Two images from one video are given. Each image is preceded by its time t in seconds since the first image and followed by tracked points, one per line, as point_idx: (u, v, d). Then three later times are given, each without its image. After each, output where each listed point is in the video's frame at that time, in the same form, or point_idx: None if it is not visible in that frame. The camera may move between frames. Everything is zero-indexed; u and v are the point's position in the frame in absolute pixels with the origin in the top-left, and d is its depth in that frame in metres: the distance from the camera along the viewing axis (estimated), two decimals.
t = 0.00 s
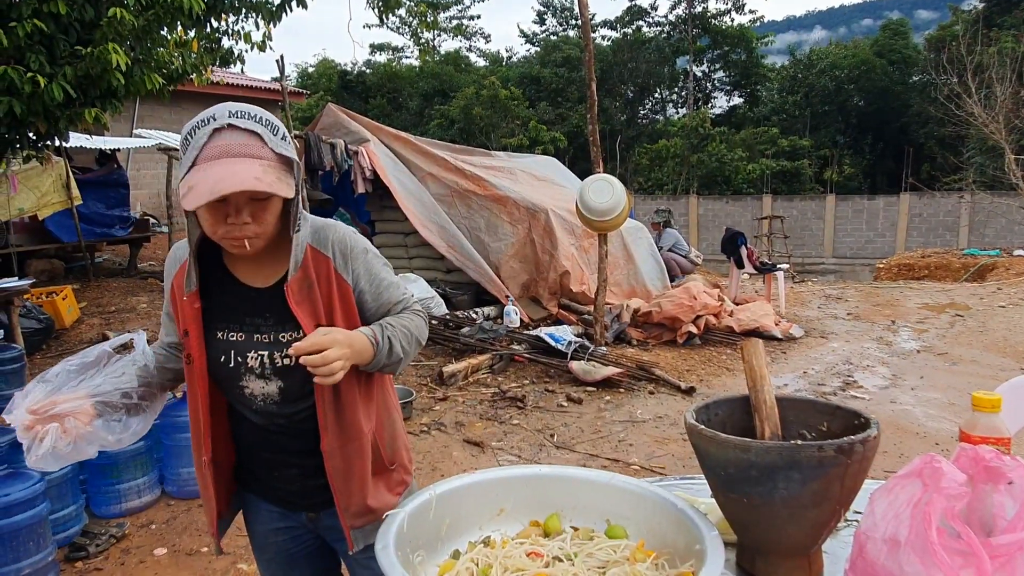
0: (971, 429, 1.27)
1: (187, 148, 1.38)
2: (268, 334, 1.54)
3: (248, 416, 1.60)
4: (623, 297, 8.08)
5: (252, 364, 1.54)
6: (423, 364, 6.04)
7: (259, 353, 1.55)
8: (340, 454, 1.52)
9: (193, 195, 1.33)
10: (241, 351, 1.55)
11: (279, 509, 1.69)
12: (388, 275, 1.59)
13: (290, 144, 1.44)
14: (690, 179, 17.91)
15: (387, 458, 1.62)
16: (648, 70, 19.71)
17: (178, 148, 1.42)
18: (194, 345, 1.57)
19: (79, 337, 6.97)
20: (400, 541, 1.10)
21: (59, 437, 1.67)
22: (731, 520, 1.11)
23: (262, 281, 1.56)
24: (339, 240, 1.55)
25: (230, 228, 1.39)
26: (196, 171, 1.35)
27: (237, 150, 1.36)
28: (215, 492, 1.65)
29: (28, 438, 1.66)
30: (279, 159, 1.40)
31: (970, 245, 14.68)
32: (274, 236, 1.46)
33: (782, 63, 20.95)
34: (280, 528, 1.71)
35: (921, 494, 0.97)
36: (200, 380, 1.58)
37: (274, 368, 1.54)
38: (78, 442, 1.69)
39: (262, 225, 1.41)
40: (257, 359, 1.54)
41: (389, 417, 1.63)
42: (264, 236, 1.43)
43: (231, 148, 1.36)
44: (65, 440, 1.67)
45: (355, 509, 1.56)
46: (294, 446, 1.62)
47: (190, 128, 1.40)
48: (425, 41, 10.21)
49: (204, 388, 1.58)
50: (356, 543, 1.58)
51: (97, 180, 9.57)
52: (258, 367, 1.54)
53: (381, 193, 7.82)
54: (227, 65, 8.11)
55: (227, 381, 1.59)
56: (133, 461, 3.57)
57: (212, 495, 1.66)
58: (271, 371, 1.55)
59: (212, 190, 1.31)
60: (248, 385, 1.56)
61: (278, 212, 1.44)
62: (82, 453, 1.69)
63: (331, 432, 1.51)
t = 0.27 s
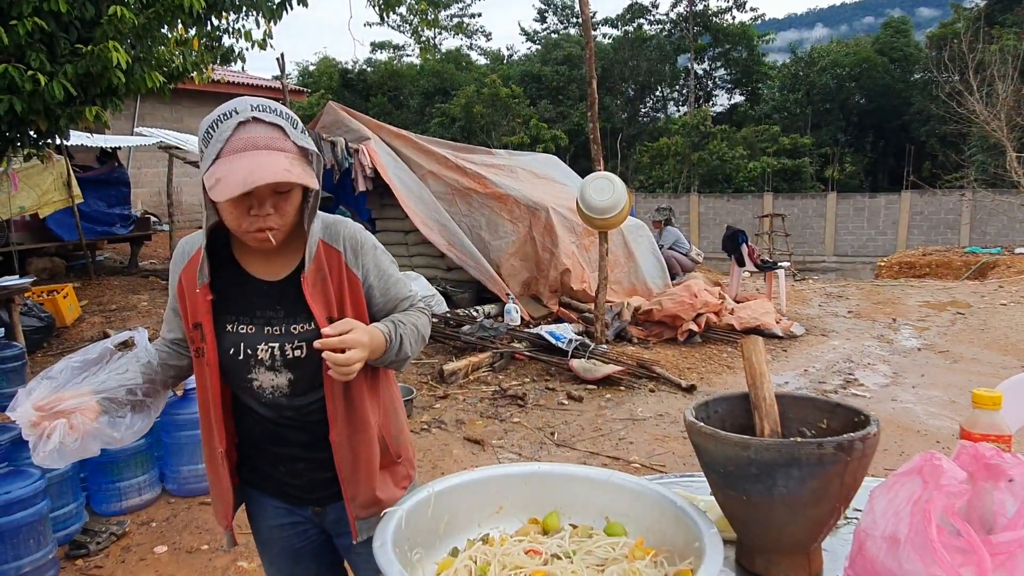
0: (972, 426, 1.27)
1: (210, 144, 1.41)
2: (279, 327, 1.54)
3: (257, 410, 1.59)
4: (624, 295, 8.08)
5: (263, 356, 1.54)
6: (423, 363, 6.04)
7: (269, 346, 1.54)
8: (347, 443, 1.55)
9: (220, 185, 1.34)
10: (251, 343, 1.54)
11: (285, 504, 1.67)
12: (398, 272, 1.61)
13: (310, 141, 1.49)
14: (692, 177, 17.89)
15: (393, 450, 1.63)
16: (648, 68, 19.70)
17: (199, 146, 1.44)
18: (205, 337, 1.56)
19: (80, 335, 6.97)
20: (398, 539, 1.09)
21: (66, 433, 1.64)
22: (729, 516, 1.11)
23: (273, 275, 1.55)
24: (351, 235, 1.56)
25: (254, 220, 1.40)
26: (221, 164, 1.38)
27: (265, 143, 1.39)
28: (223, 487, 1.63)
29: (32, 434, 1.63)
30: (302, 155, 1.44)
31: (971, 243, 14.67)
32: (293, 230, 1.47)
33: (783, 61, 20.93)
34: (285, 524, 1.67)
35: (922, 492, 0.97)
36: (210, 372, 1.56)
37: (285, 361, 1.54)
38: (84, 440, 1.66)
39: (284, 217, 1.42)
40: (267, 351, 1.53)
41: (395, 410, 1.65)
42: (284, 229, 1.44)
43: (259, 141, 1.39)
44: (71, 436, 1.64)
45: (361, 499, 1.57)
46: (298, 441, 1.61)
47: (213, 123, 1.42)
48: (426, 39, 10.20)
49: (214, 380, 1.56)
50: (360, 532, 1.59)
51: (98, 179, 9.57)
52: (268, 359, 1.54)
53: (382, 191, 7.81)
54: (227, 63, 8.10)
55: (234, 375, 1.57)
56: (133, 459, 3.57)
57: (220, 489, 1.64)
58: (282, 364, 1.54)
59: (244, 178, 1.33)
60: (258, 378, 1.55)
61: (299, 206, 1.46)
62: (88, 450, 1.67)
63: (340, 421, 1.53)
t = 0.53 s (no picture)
0: (974, 424, 1.27)
1: (242, 133, 1.42)
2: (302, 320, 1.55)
3: (275, 406, 1.57)
4: (625, 294, 8.08)
5: (285, 350, 1.53)
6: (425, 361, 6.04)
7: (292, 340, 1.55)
8: (371, 436, 1.61)
9: (256, 171, 1.35)
10: (273, 337, 1.53)
11: (299, 501, 1.65)
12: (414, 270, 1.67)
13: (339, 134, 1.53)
14: (693, 176, 17.87)
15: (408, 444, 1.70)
16: (650, 66, 19.70)
17: (228, 135, 1.45)
18: (225, 332, 1.54)
19: (81, 334, 6.97)
20: (399, 538, 1.10)
21: (86, 436, 1.60)
22: (731, 515, 1.10)
23: (295, 270, 1.56)
24: (370, 230, 1.59)
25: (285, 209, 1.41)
26: (256, 151, 1.39)
27: (299, 132, 1.42)
28: (241, 482, 1.62)
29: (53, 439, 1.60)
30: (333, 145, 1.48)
31: (973, 241, 14.65)
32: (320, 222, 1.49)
33: (785, 59, 20.92)
34: (298, 521, 1.66)
35: (924, 489, 0.97)
36: (228, 366, 1.55)
37: (308, 354, 1.54)
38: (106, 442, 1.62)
39: (314, 206, 1.44)
40: (289, 345, 1.54)
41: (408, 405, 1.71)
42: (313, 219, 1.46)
43: (294, 129, 1.42)
44: (91, 439, 1.60)
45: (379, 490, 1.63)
46: (306, 436, 1.61)
47: (246, 113, 1.44)
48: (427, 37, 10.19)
49: (233, 375, 1.54)
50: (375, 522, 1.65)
51: (99, 177, 9.57)
52: (291, 353, 1.54)
53: (383, 189, 7.80)
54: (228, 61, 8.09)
55: (254, 369, 1.56)
56: (135, 457, 3.57)
57: (235, 488, 1.63)
58: (304, 358, 1.55)
59: (281, 163, 1.35)
60: (279, 372, 1.55)
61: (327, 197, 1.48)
62: (109, 452, 1.63)
63: (363, 415, 1.58)
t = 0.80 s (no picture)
0: (974, 422, 1.27)
1: (285, 122, 1.47)
2: (337, 311, 1.58)
3: (303, 397, 1.59)
4: (625, 292, 8.08)
5: (318, 341, 1.57)
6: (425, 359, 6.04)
7: (325, 331, 1.57)
8: (394, 428, 1.66)
9: (303, 157, 1.40)
10: (307, 328, 1.57)
11: (318, 495, 1.67)
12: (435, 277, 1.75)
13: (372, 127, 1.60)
14: (693, 174, 17.86)
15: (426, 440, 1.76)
16: (651, 64, 19.73)
17: (269, 123, 1.49)
18: (257, 322, 1.56)
19: (82, 332, 6.97)
20: (399, 535, 1.09)
21: (118, 432, 1.54)
22: (729, 512, 1.11)
23: (326, 261, 1.60)
24: (400, 229, 1.67)
25: (326, 198, 1.46)
26: (301, 138, 1.43)
27: (341, 122, 1.47)
28: (268, 476, 1.62)
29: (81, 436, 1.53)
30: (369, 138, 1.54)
31: (973, 239, 14.64)
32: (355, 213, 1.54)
33: (785, 56, 20.90)
34: (315, 517, 1.67)
35: (924, 487, 0.97)
36: (257, 358, 1.56)
37: (341, 344, 1.58)
38: (138, 436, 1.56)
39: (351, 194, 1.49)
40: (323, 336, 1.57)
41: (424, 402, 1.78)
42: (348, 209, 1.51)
43: (336, 119, 1.47)
44: (124, 433, 1.54)
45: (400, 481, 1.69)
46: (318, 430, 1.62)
47: (288, 101, 1.49)
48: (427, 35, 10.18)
49: (264, 365, 1.56)
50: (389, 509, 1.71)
51: (100, 175, 9.57)
52: (325, 344, 1.57)
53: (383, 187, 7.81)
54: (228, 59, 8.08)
55: (286, 361, 1.58)
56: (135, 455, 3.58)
57: (261, 482, 1.62)
58: (337, 348, 1.58)
59: (329, 148, 1.39)
60: (310, 363, 1.57)
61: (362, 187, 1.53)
62: (142, 446, 1.57)
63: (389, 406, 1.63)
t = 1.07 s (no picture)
0: (975, 418, 1.26)
1: (334, 111, 1.52)
2: (379, 299, 1.62)
3: (341, 384, 1.62)
4: (626, 289, 8.08)
5: (361, 328, 1.60)
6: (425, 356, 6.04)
7: (367, 318, 1.61)
8: (427, 416, 1.72)
9: (350, 143, 1.44)
10: (351, 314, 1.60)
11: (348, 488, 1.68)
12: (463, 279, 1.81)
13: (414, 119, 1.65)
14: (694, 171, 17.86)
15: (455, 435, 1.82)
16: (651, 61, 19.72)
17: (317, 113, 1.54)
18: (302, 308, 1.57)
19: (83, 330, 6.98)
20: (400, 530, 1.09)
21: (167, 414, 1.50)
22: (730, 507, 1.11)
23: (369, 251, 1.65)
24: (438, 226, 1.74)
25: (371, 183, 1.50)
26: (349, 126, 1.48)
27: (387, 112, 1.52)
28: (308, 465, 1.62)
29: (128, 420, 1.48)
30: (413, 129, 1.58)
31: (974, 236, 14.63)
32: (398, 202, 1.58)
33: (786, 53, 20.87)
34: (342, 510, 1.68)
35: (924, 483, 0.97)
36: (299, 344, 1.57)
37: (382, 332, 1.62)
38: (186, 418, 1.53)
39: (394, 183, 1.53)
40: (365, 323, 1.61)
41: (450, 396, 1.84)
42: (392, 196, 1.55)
43: (382, 109, 1.52)
44: (174, 415, 1.50)
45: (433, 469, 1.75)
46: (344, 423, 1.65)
47: (336, 92, 1.54)
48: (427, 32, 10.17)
49: (307, 352, 1.58)
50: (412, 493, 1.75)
51: (100, 173, 9.57)
52: (367, 331, 1.61)
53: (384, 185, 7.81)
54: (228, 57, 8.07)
55: (330, 347, 1.60)
56: (136, 453, 3.58)
57: (300, 469, 1.62)
58: (378, 336, 1.62)
59: (377, 134, 1.43)
60: (352, 349, 1.60)
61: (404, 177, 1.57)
62: (189, 428, 1.54)
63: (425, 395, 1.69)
